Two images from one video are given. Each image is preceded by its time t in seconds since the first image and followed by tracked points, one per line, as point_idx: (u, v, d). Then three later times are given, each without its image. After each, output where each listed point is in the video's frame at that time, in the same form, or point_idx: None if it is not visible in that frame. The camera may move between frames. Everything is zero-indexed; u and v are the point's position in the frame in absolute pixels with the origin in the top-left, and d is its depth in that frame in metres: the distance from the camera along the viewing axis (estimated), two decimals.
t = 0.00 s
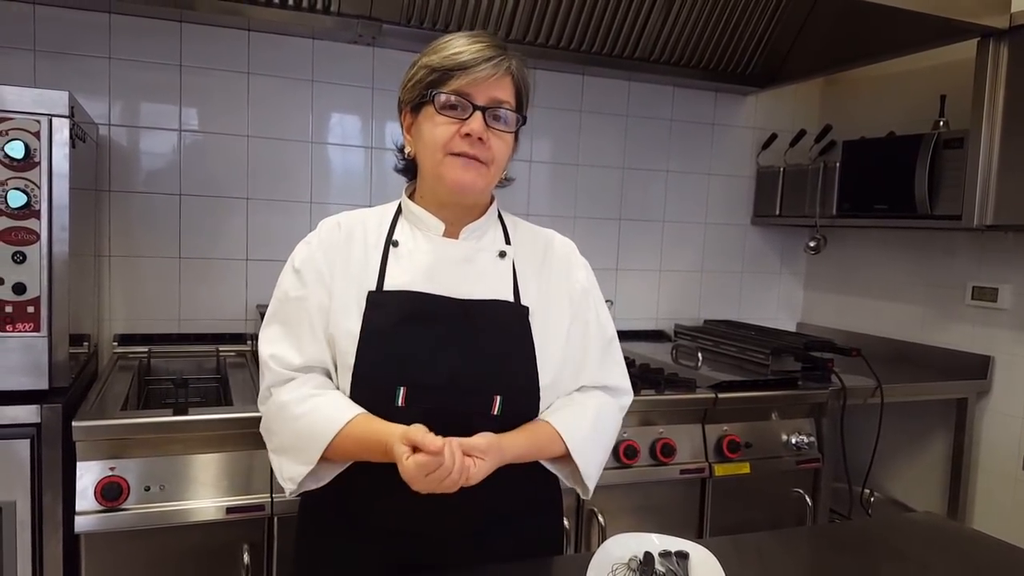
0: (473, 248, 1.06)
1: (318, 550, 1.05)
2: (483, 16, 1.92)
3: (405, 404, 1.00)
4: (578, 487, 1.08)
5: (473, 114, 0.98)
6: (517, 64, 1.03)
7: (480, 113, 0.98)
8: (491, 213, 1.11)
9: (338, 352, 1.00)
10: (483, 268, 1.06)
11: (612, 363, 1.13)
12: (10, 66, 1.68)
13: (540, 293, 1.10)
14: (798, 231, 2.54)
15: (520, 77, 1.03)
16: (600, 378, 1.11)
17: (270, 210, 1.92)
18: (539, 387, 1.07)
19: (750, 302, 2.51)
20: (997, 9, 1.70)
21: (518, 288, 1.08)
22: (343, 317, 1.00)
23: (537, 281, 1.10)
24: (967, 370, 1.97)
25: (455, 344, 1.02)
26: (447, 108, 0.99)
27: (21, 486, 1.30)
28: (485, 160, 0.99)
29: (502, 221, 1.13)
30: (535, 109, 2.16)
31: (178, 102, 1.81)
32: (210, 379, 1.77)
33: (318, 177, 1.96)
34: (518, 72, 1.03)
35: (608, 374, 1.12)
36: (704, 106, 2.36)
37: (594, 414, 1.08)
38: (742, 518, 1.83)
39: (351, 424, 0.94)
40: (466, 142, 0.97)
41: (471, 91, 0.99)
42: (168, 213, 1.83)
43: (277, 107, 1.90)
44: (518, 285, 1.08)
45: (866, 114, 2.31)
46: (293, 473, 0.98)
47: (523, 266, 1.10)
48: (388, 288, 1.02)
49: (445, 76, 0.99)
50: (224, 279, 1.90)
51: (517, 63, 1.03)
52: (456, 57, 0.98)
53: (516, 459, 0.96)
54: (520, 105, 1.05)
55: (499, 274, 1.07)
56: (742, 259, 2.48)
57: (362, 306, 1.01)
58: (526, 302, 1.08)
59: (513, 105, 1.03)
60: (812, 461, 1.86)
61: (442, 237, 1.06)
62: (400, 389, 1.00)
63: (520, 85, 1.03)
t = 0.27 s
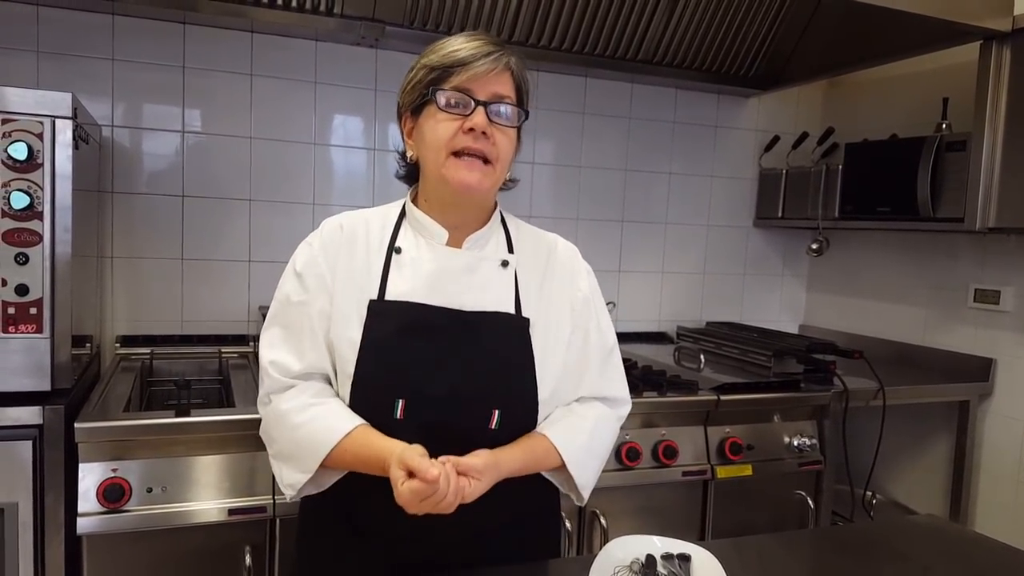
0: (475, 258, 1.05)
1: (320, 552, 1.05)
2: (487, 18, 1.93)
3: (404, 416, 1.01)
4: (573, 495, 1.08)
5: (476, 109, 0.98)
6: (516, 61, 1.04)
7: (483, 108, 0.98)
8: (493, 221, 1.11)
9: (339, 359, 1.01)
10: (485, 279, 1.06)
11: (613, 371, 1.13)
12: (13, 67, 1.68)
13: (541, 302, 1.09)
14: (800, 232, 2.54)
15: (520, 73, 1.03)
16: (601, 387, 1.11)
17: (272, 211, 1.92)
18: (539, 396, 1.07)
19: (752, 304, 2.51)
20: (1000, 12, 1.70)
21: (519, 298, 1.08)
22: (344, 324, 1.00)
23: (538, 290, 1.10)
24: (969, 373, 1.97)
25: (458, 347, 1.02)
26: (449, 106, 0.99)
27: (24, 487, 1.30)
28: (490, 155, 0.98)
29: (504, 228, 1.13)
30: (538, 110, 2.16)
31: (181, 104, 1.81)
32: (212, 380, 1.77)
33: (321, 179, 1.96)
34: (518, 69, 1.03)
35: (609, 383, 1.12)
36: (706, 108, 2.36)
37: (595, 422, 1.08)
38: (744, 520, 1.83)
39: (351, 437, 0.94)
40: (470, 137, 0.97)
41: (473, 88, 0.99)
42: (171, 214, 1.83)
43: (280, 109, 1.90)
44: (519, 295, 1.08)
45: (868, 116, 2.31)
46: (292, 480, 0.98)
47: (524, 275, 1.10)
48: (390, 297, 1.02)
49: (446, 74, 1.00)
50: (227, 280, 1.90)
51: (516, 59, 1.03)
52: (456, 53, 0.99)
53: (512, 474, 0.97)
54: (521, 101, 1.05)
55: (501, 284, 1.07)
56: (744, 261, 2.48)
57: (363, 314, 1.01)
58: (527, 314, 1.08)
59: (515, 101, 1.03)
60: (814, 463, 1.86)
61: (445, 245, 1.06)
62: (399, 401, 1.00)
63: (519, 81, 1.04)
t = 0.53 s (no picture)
0: (476, 262, 1.06)
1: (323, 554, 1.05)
2: (488, 20, 1.93)
3: (403, 419, 1.00)
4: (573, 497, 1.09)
5: (478, 123, 0.98)
6: (521, 73, 1.04)
7: (485, 122, 0.99)
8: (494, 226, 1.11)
9: (338, 363, 1.01)
10: (485, 283, 1.06)
11: (610, 377, 1.13)
12: (15, 69, 1.68)
13: (540, 306, 1.09)
14: (802, 234, 2.54)
15: (523, 85, 1.04)
16: (599, 392, 1.11)
17: (274, 213, 1.93)
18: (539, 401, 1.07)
19: (753, 306, 2.51)
20: (1002, 13, 1.69)
21: (519, 302, 1.08)
22: (345, 328, 1.00)
23: (538, 294, 1.10)
24: (971, 375, 1.97)
25: (459, 350, 1.02)
26: (451, 118, 0.99)
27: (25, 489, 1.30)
28: (490, 169, 0.99)
29: (505, 232, 1.13)
30: (539, 112, 2.16)
31: (183, 106, 1.82)
32: (214, 382, 1.77)
33: (322, 181, 1.96)
34: (522, 80, 1.03)
35: (607, 388, 1.12)
36: (707, 110, 2.37)
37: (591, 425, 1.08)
38: (746, 522, 1.83)
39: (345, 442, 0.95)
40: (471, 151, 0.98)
41: (476, 101, 0.99)
42: (173, 216, 1.83)
43: (282, 111, 1.90)
44: (519, 299, 1.08)
45: (870, 117, 2.31)
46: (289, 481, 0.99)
47: (524, 279, 1.10)
48: (390, 301, 1.03)
49: (450, 85, 1.00)
50: (229, 281, 1.90)
51: (520, 71, 1.03)
52: (460, 65, 0.99)
53: (524, 482, 0.98)
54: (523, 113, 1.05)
55: (501, 289, 1.07)
56: (746, 262, 2.48)
57: (364, 318, 1.01)
58: (527, 317, 1.08)
59: (517, 113, 1.03)
60: (816, 465, 1.86)
61: (445, 250, 1.07)
62: (399, 403, 1.00)
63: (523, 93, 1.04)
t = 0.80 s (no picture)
0: (470, 253, 1.09)
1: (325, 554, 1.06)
2: (489, 22, 1.93)
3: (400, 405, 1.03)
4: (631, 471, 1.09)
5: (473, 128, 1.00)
6: (517, 79, 1.05)
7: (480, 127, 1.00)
8: (489, 218, 1.13)
9: (335, 354, 1.03)
10: (479, 274, 1.09)
11: (616, 358, 1.13)
12: (18, 71, 1.69)
13: (537, 296, 1.12)
14: (803, 236, 2.54)
15: (519, 91, 1.05)
16: (605, 374, 1.12)
17: (276, 215, 1.93)
18: (535, 387, 1.10)
19: (755, 307, 2.51)
20: (1003, 16, 1.70)
21: (514, 291, 1.11)
22: (343, 321, 1.03)
23: (534, 284, 1.13)
24: (972, 376, 1.97)
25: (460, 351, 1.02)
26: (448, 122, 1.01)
27: (27, 490, 1.30)
28: (484, 174, 1.01)
29: (500, 223, 1.15)
30: (540, 114, 2.16)
31: (184, 107, 1.82)
32: (216, 383, 1.77)
33: (324, 183, 1.96)
34: (518, 87, 1.05)
35: (613, 371, 1.12)
36: (708, 111, 2.37)
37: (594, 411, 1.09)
38: (747, 524, 1.83)
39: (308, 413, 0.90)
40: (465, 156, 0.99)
41: (472, 106, 1.01)
42: (175, 218, 1.84)
43: (284, 113, 1.91)
44: (513, 289, 1.11)
45: (871, 119, 2.31)
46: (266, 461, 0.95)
47: (519, 269, 1.13)
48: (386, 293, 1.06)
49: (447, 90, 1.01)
50: (230, 283, 1.90)
51: (516, 78, 1.05)
52: (458, 71, 1.00)
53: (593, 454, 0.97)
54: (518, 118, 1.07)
55: (495, 279, 1.10)
56: (747, 264, 2.48)
57: (361, 311, 1.04)
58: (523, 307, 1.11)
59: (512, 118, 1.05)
60: (817, 467, 1.86)
61: (439, 242, 1.09)
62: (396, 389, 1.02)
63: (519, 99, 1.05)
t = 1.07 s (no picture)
0: (465, 249, 1.11)
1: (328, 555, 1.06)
2: (488, 24, 1.93)
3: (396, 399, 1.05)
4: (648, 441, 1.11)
5: (469, 130, 1.01)
6: (515, 84, 1.06)
7: (476, 130, 1.01)
8: (485, 214, 1.15)
9: (334, 348, 1.05)
10: (474, 268, 1.11)
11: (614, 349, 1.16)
12: (16, 74, 1.68)
13: (535, 288, 1.15)
14: (802, 235, 2.54)
15: (517, 96, 1.06)
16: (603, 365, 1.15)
17: (276, 218, 1.93)
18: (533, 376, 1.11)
19: (755, 307, 2.51)
20: (1001, 15, 1.70)
21: (510, 285, 1.13)
22: (341, 316, 1.05)
23: (531, 277, 1.15)
24: (972, 375, 1.97)
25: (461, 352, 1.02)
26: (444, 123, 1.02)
27: (28, 495, 1.30)
28: (478, 175, 1.02)
29: (496, 220, 1.17)
30: (539, 115, 2.16)
31: (183, 110, 1.82)
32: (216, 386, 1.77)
33: (323, 185, 1.96)
34: (515, 92, 1.05)
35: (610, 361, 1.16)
36: (708, 111, 2.37)
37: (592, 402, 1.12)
38: (748, 524, 1.83)
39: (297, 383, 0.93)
40: (460, 157, 1.00)
41: (469, 109, 1.02)
42: (175, 221, 1.84)
43: (283, 115, 1.91)
44: (510, 283, 1.13)
45: (870, 119, 2.31)
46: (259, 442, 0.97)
47: (515, 263, 1.15)
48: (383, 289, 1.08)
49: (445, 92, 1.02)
50: (229, 285, 1.90)
51: (514, 83, 1.05)
52: (456, 74, 1.01)
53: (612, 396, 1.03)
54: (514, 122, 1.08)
55: (491, 274, 1.12)
56: (747, 264, 2.48)
57: (359, 306, 1.06)
58: (520, 299, 1.13)
59: (507, 122, 1.06)
60: (818, 466, 1.86)
61: (434, 238, 1.11)
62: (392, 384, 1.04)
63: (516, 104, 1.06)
